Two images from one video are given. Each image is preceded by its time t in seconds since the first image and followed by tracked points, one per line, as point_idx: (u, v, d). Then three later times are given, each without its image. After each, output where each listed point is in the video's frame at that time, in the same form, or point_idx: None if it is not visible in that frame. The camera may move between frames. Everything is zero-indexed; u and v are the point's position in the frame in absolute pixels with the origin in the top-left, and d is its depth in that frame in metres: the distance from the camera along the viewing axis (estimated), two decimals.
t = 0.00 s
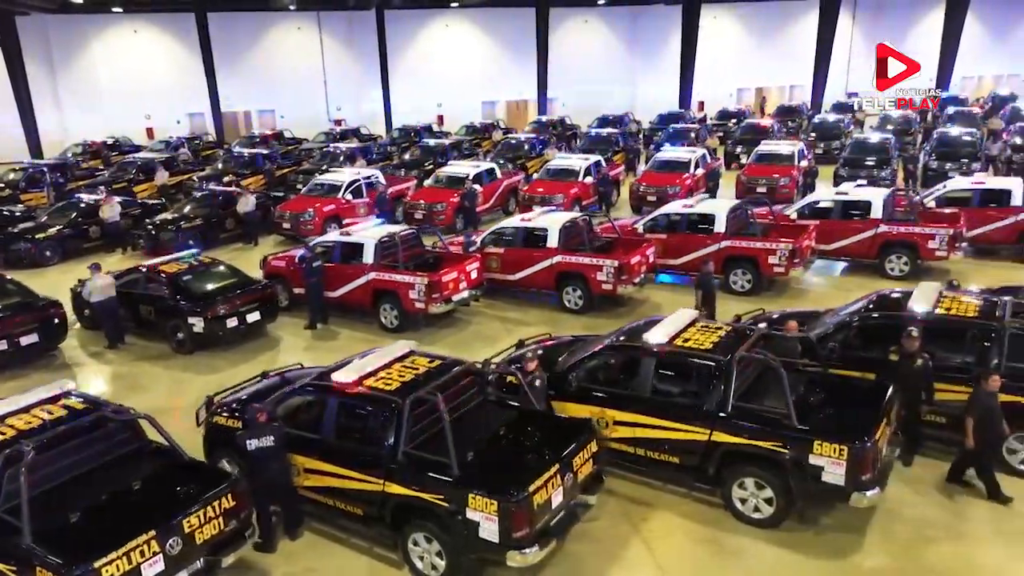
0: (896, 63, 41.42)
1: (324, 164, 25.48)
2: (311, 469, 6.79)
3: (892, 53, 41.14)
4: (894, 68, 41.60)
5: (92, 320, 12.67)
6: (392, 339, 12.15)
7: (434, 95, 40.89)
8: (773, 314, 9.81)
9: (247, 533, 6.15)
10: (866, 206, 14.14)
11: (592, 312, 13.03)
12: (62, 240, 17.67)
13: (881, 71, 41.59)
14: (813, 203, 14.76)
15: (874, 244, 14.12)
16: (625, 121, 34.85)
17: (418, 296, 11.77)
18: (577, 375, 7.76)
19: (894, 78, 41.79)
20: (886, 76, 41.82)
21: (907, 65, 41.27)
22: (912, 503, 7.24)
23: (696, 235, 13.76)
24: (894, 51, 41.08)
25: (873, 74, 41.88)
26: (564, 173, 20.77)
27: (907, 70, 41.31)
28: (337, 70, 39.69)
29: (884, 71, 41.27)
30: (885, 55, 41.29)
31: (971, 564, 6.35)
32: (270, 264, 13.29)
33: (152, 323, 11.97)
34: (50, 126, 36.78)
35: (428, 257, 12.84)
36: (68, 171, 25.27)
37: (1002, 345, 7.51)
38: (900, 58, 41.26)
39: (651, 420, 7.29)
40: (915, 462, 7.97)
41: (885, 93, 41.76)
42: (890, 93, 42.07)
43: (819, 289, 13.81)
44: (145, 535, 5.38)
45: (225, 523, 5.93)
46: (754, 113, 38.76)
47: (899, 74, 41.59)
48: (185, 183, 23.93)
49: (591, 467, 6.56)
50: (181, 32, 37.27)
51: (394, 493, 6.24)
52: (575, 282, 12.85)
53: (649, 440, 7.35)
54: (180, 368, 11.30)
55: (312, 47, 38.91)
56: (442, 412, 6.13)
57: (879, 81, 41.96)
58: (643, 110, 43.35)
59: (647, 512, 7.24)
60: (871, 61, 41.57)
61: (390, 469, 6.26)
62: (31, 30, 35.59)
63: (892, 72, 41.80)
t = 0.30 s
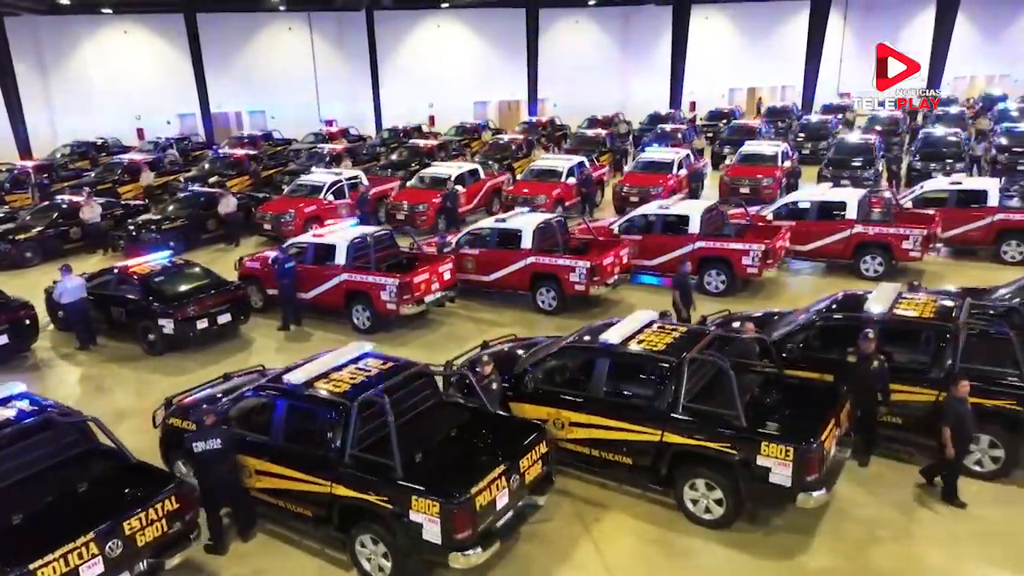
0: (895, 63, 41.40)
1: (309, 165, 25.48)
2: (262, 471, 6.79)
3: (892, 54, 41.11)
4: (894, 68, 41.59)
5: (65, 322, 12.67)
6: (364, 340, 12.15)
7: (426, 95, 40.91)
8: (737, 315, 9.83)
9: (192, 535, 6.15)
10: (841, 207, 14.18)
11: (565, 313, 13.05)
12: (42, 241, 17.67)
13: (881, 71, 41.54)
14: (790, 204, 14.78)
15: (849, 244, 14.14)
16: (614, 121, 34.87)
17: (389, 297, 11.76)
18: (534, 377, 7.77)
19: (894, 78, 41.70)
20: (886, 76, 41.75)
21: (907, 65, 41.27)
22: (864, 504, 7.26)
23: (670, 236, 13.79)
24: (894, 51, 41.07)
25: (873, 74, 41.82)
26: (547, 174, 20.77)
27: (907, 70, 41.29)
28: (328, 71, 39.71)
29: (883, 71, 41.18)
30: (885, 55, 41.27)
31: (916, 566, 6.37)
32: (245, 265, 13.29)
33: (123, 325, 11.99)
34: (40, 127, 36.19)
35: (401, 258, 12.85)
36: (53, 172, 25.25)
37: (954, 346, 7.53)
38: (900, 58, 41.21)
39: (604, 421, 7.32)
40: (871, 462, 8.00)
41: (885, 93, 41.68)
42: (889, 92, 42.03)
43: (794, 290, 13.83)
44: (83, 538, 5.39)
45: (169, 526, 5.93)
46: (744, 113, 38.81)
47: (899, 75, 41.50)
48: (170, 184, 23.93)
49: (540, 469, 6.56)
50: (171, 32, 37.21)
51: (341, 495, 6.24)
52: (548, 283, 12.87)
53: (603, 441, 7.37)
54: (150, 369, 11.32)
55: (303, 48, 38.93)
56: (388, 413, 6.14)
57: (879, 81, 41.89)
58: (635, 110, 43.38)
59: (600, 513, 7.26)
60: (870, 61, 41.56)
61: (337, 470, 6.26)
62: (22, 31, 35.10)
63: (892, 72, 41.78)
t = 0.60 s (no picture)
0: (895, 64, 41.16)
1: (295, 166, 25.51)
2: (209, 473, 6.79)
3: (892, 54, 40.88)
4: (895, 68, 41.29)
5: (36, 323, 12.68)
6: (335, 341, 12.15)
7: (416, 96, 40.93)
8: (699, 317, 9.86)
9: (134, 537, 6.15)
10: (815, 208, 14.19)
11: (538, 314, 13.06)
12: (21, 243, 17.67)
13: (880, 71, 41.31)
14: (764, 205, 14.78)
15: (823, 245, 14.15)
16: (603, 121, 34.88)
17: (359, 298, 11.74)
18: (488, 378, 7.78)
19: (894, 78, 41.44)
20: (887, 76, 41.48)
21: (907, 65, 41.06)
22: (814, 505, 7.29)
23: (644, 238, 13.82)
24: (895, 51, 40.92)
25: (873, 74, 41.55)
26: (529, 175, 20.77)
27: (907, 70, 41.05)
28: (318, 71, 39.74)
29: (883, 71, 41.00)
30: (885, 55, 41.11)
31: (859, 566, 6.40)
32: (218, 266, 13.27)
33: (93, 326, 12.00)
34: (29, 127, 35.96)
35: (373, 260, 12.85)
36: (38, 173, 25.22)
37: (906, 348, 7.56)
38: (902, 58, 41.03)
39: (556, 422, 7.34)
40: (825, 463, 8.03)
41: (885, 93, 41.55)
42: (891, 93, 41.73)
43: (767, 291, 13.86)
44: (18, 541, 5.39)
45: (109, 528, 5.95)
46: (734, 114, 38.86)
47: (899, 74, 41.31)
48: (154, 185, 23.93)
49: (486, 470, 6.57)
50: (161, 33, 37.08)
51: (284, 497, 6.24)
52: (520, 284, 12.88)
53: (555, 442, 7.39)
54: (118, 371, 11.34)
55: (292, 48, 38.94)
56: (330, 416, 6.12)
57: (878, 81, 41.67)
58: (627, 111, 43.40)
59: (551, 514, 7.28)
60: (870, 62, 41.33)
61: (281, 473, 6.26)
62: (11, 30, 34.79)
63: (893, 72, 41.46)
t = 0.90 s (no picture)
0: (895, 64, 40.84)
1: (279, 166, 25.51)
2: (155, 475, 6.79)
3: (891, 54, 40.69)
4: (895, 68, 40.91)
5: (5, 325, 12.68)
6: (305, 343, 12.15)
7: (407, 97, 40.93)
8: (660, 318, 9.87)
9: (74, 540, 6.15)
10: (788, 209, 14.21)
11: (509, 314, 13.06)
12: None
13: (880, 71, 41.16)
14: (739, 205, 14.80)
15: (796, 245, 14.16)
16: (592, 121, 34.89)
17: (327, 300, 11.74)
18: (440, 379, 7.77)
19: (894, 78, 41.18)
20: (886, 76, 41.27)
21: (908, 65, 40.47)
22: (764, 507, 7.27)
23: (617, 239, 13.84)
24: (894, 51, 40.72)
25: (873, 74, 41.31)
26: (511, 176, 20.74)
27: (907, 70, 40.48)
28: (308, 72, 39.75)
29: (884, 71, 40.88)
30: (885, 55, 40.96)
31: (801, 567, 6.40)
32: (190, 268, 13.27)
33: (61, 327, 12.00)
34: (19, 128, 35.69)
35: (344, 260, 12.84)
36: (22, 174, 25.18)
37: (857, 348, 7.57)
38: (899, 58, 40.49)
39: (506, 423, 7.33)
40: (779, 463, 8.01)
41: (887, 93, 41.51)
42: (890, 93, 41.50)
43: (739, 291, 13.86)
44: None
45: (48, 531, 5.95)
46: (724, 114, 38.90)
47: (898, 75, 40.91)
48: (138, 186, 23.90)
49: (430, 471, 6.56)
50: (151, 34, 36.98)
51: (225, 500, 6.23)
52: (491, 285, 12.87)
53: (505, 443, 7.38)
54: (85, 372, 11.34)
55: (282, 49, 38.93)
56: (269, 418, 6.11)
57: (878, 82, 41.54)
58: (618, 111, 43.41)
59: (501, 515, 7.27)
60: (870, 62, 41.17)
61: (222, 475, 6.25)
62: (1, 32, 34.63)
63: (892, 72, 41.17)
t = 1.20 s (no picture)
0: (895, 64, 40.68)
1: (264, 168, 25.53)
2: (99, 477, 6.79)
3: (891, 54, 40.52)
4: (894, 68, 40.73)
5: None
6: (273, 344, 12.16)
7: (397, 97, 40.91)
8: (620, 320, 9.87)
9: (13, 542, 6.14)
10: (761, 210, 14.20)
11: (479, 315, 13.04)
12: None
13: (880, 71, 41.07)
14: (712, 206, 14.79)
15: (769, 246, 14.15)
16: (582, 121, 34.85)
17: (295, 301, 11.76)
18: (389, 380, 7.76)
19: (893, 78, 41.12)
20: (886, 76, 41.19)
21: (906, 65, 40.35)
22: (711, 508, 7.28)
23: (589, 239, 13.85)
24: (895, 51, 40.55)
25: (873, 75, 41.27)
26: (492, 176, 20.72)
27: (905, 71, 40.50)
28: (297, 73, 39.75)
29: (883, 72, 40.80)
30: (885, 55, 40.79)
31: (742, 568, 6.41)
32: (161, 269, 13.27)
33: (29, 329, 12.00)
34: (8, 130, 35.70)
35: (315, 261, 12.82)
36: (6, 176, 25.18)
37: (806, 349, 7.58)
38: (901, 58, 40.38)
39: (453, 424, 7.33)
40: (731, 463, 8.03)
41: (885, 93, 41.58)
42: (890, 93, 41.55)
43: (711, 292, 13.86)
44: None
45: None
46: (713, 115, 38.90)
47: (897, 75, 40.79)
48: (120, 187, 23.89)
49: (373, 473, 6.56)
50: (140, 35, 36.91)
51: (165, 502, 6.24)
52: (461, 286, 12.83)
53: (453, 444, 7.39)
54: (50, 374, 11.35)
55: (271, 49, 38.90)
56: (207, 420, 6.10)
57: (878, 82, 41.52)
58: (609, 111, 43.41)
59: (448, 516, 7.28)
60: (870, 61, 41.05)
61: (162, 478, 6.25)
62: None
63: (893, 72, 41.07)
